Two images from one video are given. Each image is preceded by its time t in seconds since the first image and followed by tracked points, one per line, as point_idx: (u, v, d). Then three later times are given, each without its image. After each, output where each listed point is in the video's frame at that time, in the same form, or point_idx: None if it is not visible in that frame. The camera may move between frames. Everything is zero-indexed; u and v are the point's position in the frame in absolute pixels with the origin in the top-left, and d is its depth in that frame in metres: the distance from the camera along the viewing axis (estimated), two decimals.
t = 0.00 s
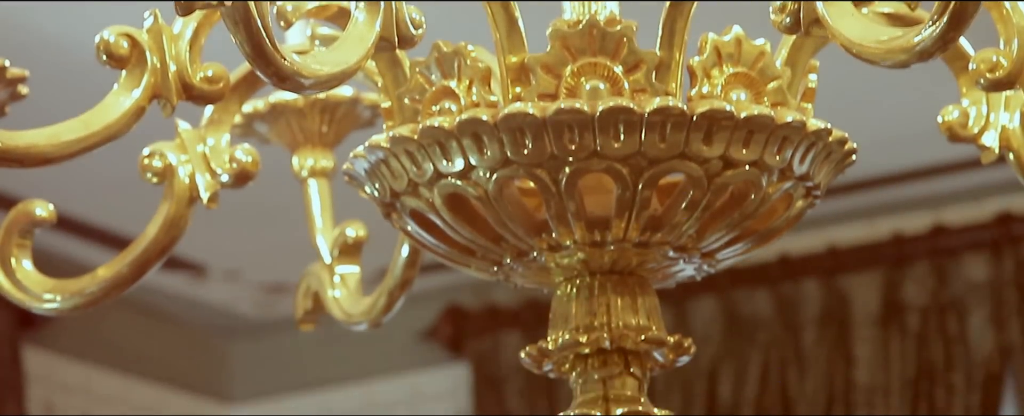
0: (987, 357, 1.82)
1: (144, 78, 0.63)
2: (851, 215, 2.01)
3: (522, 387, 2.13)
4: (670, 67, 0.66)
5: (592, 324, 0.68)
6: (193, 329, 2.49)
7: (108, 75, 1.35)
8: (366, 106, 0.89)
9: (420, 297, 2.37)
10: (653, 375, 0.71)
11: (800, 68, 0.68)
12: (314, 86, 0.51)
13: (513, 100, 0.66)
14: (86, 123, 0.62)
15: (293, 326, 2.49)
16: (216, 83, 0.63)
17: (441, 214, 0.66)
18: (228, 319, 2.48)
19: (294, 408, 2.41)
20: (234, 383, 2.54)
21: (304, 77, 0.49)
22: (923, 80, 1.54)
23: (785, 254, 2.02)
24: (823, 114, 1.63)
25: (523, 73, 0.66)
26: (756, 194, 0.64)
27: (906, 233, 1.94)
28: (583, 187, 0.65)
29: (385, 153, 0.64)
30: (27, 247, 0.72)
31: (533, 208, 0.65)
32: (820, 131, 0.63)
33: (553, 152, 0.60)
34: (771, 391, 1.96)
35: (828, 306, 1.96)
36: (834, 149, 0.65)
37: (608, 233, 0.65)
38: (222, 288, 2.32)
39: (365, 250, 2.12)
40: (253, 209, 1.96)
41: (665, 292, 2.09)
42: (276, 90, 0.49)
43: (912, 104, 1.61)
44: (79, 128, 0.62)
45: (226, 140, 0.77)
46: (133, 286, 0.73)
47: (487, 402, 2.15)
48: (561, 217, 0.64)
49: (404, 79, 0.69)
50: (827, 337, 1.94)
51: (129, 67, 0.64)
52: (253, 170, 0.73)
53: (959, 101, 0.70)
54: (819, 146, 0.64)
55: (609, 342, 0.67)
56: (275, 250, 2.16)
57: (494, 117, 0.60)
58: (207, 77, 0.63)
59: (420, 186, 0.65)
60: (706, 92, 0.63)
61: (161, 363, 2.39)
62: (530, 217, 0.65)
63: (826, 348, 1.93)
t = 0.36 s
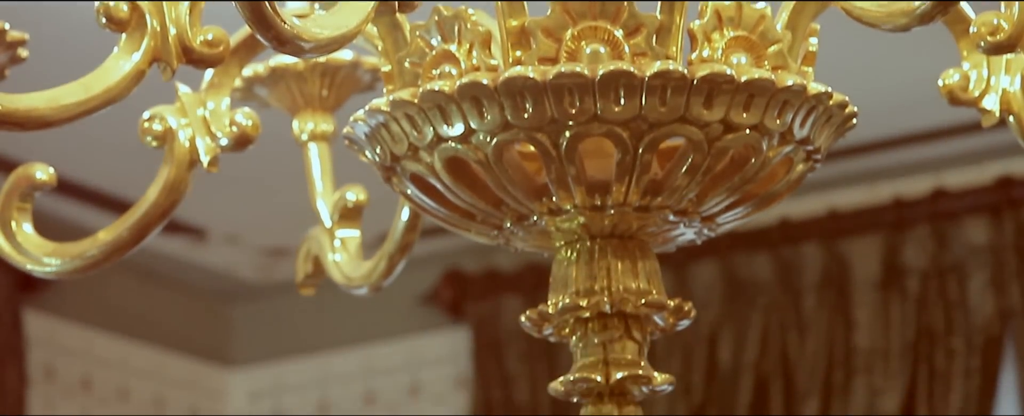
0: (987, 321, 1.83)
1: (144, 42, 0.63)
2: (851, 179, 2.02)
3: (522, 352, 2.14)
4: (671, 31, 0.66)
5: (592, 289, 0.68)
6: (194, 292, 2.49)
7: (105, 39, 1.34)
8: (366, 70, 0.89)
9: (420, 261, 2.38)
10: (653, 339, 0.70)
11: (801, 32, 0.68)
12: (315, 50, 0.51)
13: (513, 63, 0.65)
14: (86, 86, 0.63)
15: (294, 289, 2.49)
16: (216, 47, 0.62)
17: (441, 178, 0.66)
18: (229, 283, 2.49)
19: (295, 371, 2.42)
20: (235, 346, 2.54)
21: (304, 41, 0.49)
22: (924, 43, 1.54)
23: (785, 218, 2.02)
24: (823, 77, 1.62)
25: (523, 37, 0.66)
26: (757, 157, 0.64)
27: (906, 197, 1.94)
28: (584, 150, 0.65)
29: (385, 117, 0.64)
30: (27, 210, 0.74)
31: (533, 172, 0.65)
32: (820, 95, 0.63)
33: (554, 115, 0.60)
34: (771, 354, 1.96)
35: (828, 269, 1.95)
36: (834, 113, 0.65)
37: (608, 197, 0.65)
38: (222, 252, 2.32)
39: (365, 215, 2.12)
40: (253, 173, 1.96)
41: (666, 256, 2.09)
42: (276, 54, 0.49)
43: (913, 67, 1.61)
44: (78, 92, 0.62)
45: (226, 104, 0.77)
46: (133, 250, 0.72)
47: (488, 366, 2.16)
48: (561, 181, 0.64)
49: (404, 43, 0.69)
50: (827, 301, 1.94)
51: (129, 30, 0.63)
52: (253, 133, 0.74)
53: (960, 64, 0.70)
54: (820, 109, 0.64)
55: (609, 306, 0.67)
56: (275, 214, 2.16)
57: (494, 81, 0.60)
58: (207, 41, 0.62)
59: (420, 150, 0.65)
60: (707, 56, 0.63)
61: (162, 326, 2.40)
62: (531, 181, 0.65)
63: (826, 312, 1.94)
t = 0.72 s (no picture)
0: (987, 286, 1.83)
1: (144, 7, 0.64)
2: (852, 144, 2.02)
3: (522, 317, 2.14)
4: None
5: (592, 253, 0.68)
6: (195, 257, 2.50)
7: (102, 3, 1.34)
8: (367, 34, 0.89)
9: (420, 226, 2.38)
10: (653, 305, 0.70)
11: None
12: (315, 15, 0.50)
13: (514, 28, 0.65)
14: (87, 51, 0.63)
15: (295, 255, 2.50)
16: (216, 12, 0.64)
17: (441, 143, 0.66)
18: (230, 247, 2.49)
19: (296, 336, 2.43)
20: (236, 311, 2.55)
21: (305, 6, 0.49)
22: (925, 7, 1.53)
23: (786, 183, 2.02)
24: (824, 41, 1.62)
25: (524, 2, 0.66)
26: (757, 122, 0.64)
27: (906, 163, 1.93)
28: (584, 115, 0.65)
29: (385, 82, 0.64)
30: (28, 175, 0.74)
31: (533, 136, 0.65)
32: (821, 60, 0.62)
33: (555, 80, 0.60)
34: (771, 319, 1.97)
35: (828, 234, 1.95)
36: (835, 78, 0.64)
37: (608, 162, 0.65)
38: (223, 217, 2.32)
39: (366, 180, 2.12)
40: (253, 138, 1.96)
41: (667, 221, 2.09)
42: (276, 19, 0.49)
43: (914, 31, 1.60)
44: (79, 56, 0.62)
45: (226, 69, 0.77)
46: (134, 214, 0.73)
47: (488, 331, 2.17)
48: (562, 146, 0.64)
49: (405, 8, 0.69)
50: (827, 266, 1.94)
51: None
52: (253, 97, 0.73)
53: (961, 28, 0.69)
54: (821, 74, 0.63)
55: (610, 271, 0.67)
56: (275, 179, 2.16)
57: (494, 46, 0.60)
58: (207, 7, 0.64)
59: (420, 115, 0.64)
60: (707, 21, 0.62)
61: (164, 291, 2.41)
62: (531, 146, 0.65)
63: (827, 278, 1.94)
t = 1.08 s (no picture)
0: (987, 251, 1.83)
1: None
2: (853, 108, 2.02)
3: (522, 283, 2.14)
4: None
5: (593, 219, 0.68)
6: (196, 222, 2.50)
7: None
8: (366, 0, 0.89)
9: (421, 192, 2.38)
10: (653, 270, 0.70)
11: None
12: None
13: None
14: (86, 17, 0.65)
15: (295, 220, 2.50)
16: None
17: (442, 109, 0.66)
18: (231, 213, 2.49)
19: (297, 302, 2.43)
20: (238, 277, 2.56)
21: None
22: None
23: (787, 149, 2.02)
24: (824, 5, 1.61)
25: None
26: (758, 88, 0.64)
27: (907, 128, 1.93)
28: (586, 81, 0.65)
29: (386, 48, 0.64)
30: (28, 141, 0.74)
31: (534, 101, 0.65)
32: (822, 25, 0.62)
33: (555, 46, 0.60)
34: (771, 285, 1.97)
35: (829, 200, 1.95)
36: (836, 43, 0.64)
37: (609, 128, 0.65)
38: (223, 182, 2.33)
39: (366, 146, 2.12)
40: (253, 103, 1.96)
41: (667, 187, 2.09)
42: None
43: None
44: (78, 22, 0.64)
45: (225, 35, 0.77)
46: (133, 180, 0.73)
47: (488, 297, 2.17)
48: (562, 112, 0.64)
49: None
50: (827, 231, 1.94)
51: None
52: (253, 63, 0.72)
53: None
54: (822, 39, 0.63)
55: (610, 237, 0.67)
56: (275, 145, 2.16)
57: (495, 12, 0.60)
58: None
59: (420, 81, 0.64)
60: None
61: (165, 257, 2.41)
62: (531, 111, 0.65)
63: (827, 243, 1.94)
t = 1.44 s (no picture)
0: (987, 218, 1.83)
1: None
2: (852, 75, 2.02)
3: (523, 250, 2.15)
4: None
5: (594, 187, 0.68)
6: (198, 190, 2.50)
7: None
8: None
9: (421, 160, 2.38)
10: (653, 238, 0.70)
11: None
12: None
13: None
14: None
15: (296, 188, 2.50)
16: None
17: (442, 76, 0.65)
18: (231, 181, 2.49)
19: (297, 269, 2.44)
20: (239, 245, 2.56)
21: None
22: None
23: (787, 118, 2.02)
24: None
25: None
26: (758, 56, 0.63)
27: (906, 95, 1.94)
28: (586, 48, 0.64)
29: (386, 15, 0.63)
30: (28, 108, 0.74)
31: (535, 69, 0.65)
32: None
33: (555, 14, 0.60)
34: (771, 252, 1.97)
35: (829, 168, 1.95)
36: (838, 11, 0.64)
37: (609, 95, 0.65)
38: (224, 150, 2.32)
39: (367, 114, 2.12)
40: (252, 71, 1.95)
41: (667, 155, 2.09)
42: None
43: None
44: None
45: (226, 3, 0.76)
46: (134, 147, 0.73)
47: (488, 265, 2.17)
48: (563, 79, 0.64)
49: None
50: (828, 199, 1.94)
51: None
52: (252, 31, 0.72)
53: None
54: (823, 7, 0.63)
55: (610, 205, 0.67)
56: (275, 113, 2.15)
57: None
58: None
59: (420, 48, 0.64)
60: None
61: (165, 225, 2.41)
62: (532, 79, 0.65)
63: (827, 211, 1.94)
